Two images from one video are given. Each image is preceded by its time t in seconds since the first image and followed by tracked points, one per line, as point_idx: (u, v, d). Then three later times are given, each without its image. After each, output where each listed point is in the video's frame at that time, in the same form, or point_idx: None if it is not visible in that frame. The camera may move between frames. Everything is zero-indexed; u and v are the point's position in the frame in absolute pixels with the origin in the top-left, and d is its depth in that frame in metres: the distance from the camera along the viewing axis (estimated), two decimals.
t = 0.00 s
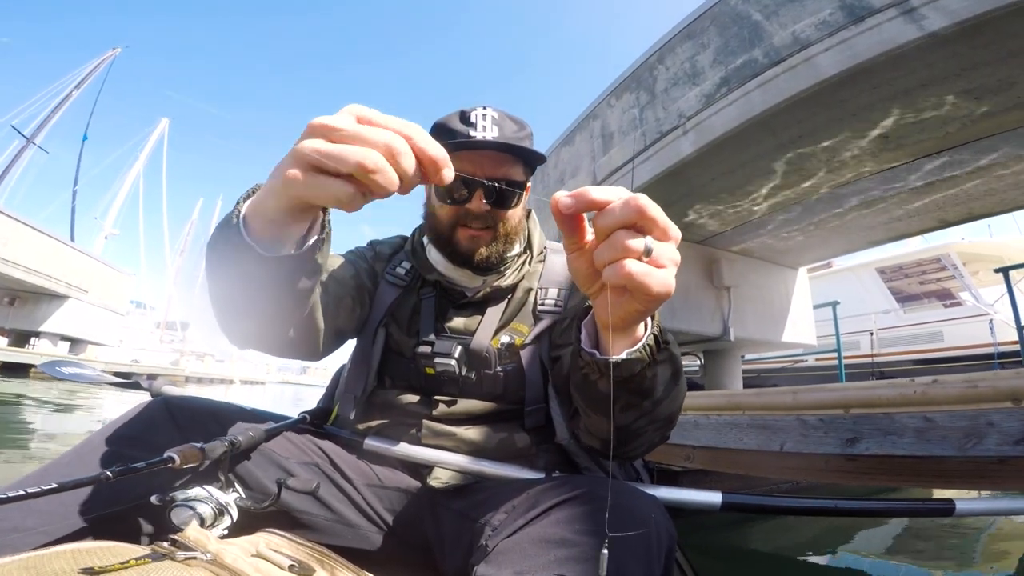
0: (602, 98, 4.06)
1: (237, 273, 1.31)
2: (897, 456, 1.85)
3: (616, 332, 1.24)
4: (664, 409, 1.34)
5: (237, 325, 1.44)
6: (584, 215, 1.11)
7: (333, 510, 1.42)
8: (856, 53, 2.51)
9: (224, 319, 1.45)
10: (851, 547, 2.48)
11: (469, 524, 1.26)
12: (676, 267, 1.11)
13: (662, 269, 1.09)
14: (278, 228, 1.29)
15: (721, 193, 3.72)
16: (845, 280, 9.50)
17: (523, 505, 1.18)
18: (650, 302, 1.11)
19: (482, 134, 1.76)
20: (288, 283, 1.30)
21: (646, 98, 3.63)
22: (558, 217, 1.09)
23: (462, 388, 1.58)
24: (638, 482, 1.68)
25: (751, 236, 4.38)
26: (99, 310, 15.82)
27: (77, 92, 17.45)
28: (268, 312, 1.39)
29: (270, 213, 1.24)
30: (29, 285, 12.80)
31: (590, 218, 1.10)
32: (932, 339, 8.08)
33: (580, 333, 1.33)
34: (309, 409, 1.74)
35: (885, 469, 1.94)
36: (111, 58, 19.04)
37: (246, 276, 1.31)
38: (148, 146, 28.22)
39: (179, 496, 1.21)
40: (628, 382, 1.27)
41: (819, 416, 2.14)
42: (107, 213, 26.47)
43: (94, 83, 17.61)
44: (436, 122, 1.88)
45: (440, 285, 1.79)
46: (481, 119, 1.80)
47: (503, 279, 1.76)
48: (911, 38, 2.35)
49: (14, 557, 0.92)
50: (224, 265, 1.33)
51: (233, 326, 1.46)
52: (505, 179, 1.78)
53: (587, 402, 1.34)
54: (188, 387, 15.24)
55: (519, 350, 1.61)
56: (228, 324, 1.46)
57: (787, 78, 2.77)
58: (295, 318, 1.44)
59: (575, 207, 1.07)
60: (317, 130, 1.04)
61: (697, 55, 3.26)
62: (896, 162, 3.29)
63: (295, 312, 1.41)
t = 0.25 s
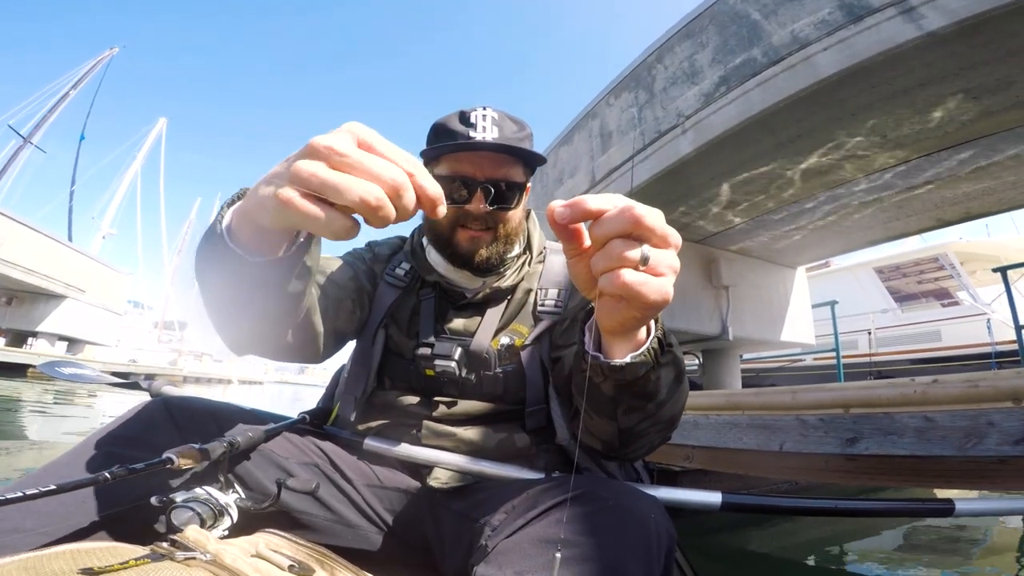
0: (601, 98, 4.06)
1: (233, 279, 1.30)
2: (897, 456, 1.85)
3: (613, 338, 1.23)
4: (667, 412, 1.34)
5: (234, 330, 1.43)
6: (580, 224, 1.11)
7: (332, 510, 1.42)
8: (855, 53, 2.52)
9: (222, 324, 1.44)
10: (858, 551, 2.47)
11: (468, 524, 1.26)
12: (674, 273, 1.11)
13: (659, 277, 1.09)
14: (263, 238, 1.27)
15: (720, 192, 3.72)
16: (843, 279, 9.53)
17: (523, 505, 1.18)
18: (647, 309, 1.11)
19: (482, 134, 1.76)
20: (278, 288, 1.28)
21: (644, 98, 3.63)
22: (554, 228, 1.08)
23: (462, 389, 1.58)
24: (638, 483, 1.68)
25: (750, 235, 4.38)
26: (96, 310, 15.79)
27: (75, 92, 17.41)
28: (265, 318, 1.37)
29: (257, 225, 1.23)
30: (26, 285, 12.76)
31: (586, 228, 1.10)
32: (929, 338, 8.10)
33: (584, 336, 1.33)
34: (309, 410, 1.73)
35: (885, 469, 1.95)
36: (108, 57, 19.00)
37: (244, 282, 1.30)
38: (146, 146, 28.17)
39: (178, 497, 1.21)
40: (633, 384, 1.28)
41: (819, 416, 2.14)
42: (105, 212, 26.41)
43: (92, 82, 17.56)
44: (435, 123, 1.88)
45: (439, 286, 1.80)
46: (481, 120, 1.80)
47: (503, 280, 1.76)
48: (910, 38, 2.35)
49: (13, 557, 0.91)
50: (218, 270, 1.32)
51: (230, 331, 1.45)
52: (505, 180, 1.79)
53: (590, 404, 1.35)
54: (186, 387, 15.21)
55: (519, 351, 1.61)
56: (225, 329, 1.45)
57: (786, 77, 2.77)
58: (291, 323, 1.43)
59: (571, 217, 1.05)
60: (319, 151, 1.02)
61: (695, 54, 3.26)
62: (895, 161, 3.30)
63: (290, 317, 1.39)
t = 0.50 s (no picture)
0: (601, 97, 4.06)
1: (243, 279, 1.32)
2: (898, 457, 1.85)
3: (622, 342, 1.24)
4: (670, 413, 1.34)
5: (236, 329, 1.43)
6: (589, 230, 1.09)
7: (331, 509, 1.42)
8: (855, 53, 2.52)
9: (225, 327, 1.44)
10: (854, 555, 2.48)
11: (467, 523, 1.26)
12: (684, 278, 1.12)
13: (670, 282, 1.10)
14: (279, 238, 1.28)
15: (720, 192, 3.72)
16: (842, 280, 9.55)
17: (522, 505, 1.17)
18: (658, 315, 1.12)
19: (483, 134, 1.75)
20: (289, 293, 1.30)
21: (644, 97, 3.63)
22: (564, 234, 1.07)
23: (462, 388, 1.58)
24: (638, 483, 1.68)
25: (750, 236, 4.39)
26: (94, 308, 15.75)
27: (75, 89, 17.39)
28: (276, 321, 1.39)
29: (267, 225, 1.25)
30: (24, 283, 12.73)
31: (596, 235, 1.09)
32: (927, 339, 8.11)
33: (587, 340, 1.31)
34: (308, 408, 1.74)
35: (886, 470, 1.95)
36: (107, 55, 18.95)
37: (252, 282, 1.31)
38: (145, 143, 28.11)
39: (177, 496, 1.21)
40: (637, 387, 1.27)
41: (819, 416, 2.14)
42: (103, 210, 26.37)
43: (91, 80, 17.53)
44: (437, 121, 1.87)
45: (440, 286, 1.80)
46: (483, 119, 1.79)
47: (504, 280, 1.76)
48: (911, 38, 2.36)
49: (11, 556, 0.91)
50: (225, 270, 1.33)
51: (236, 335, 1.45)
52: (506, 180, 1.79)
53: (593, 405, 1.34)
54: (184, 385, 15.18)
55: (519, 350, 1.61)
56: (229, 331, 1.45)
57: (787, 77, 2.77)
58: (299, 326, 1.45)
59: (582, 224, 1.04)
60: (293, 125, 1.05)
61: (696, 54, 3.26)
62: (896, 162, 3.30)
63: (296, 321, 1.41)
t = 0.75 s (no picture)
0: (600, 97, 4.06)
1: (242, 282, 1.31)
2: (899, 456, 1.85)
3: (621, 338, 1.24)
4: (670, 410, 1.34)
5: (236, 330, 1.43)
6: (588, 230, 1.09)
7: (331, 508, 1.42)
8: (856, 52, 2.52)
9: (225, 328, 1.44)
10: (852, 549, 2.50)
11: (467, 523, 1.26)
12: (685, 273, 1.11)
13: (670, 278, 1.10)
14: (274, 240, 1.29)
15: (720, 192, 3.72)
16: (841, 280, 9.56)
17: (522, 504, 1.17)
18: (659, 311, 1.12)
19: (483, 134, 1.75)
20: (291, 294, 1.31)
21: (644, 97, 3.64)
22: (563, 234, 1.06)
23: (462, 387, 1.57)
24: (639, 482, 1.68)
25: (750, 235, 4.39)
26: (93, 308, 15.72)
27: (73, 88, 17.36)
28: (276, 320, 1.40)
29: (262, 230, 1.27)
30: (22, 282, 12.70)
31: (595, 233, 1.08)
32: (926, 339, 8.13)
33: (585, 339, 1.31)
34: (308, 407, 1.73)
35: (887, 470, 1.95)
36: (105, 54, 18.91)
37: (252, 283, 1.31)
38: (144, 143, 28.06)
39: (176, 494, 1.20)
40: (637, 384, 1.27)
41: (820, 416, 2.15)
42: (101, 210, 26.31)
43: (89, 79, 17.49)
44: (438, 120, 1.87)
45: (439, 284, 1.79)
46: (483, 119, 1.79)
47: (504, 279, 1.76)
48: (911, 37, 2.36)
49: (10, 556, 0.90)
50: (224, 270, 1.33)
51: (235, 335, 1.45)
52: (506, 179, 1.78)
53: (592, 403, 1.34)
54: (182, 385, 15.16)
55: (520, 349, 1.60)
56: (228, 332, 1.45)
57: (787, 76, 2.77)
58: (298, 326, 1.45)
59: (580, 223, 1.04)
60: (281, 128, 1.06)
61: (696, 53, 3.26)
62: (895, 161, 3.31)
63: (296, 321, 1.41)
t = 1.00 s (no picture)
0: (598, 96, 4.07)
1: (239, 281, 1.31)
2: (901, 455, 1.85)
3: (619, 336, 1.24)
4: (669, 408, 1.34)
5: (233, 330, 1.43)
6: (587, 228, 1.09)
7: (331, 507, 1.41)
8: (854, 50, 2.52)
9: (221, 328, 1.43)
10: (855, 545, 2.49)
11: (467, 522, 1.26)
12: (684, 271, 1.11)
13: (669, 276, 1.09)
14: (270, 241, 1.28)
15: (719, 190, 3.72)
16: (839, 279, 9.60)
17: (522, 504, 1.17)
18: (657, 309, 1.12)
19: (481, 133, 1.74)
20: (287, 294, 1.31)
21: (642, 96, 3.64)
22: (561, 232, 1.06)
23: (461, 386, 1.57)
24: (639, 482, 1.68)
25: (749, 234, 4.39)
26: (91, 309, 15.69)
27: (71, 90, 17.32)
28: (274, 320, 1.40)
29: (259, 231, 1.26)
30: (20, 284, 12.67)
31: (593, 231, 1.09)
32: (924, 337, 8.15)
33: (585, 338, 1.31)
34: (307, 407, 1.72)
35: (890, 468, 1.95)
36: (103, 56, 18.86)
37: (250, 282, 1.30)
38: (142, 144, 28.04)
39: (176, 494, 1.20)
40: (636, 383, 1.27)
41: (822, 415, 2.15)
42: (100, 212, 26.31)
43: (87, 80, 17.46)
44: (435, 121, 1.86)
45: (438, 283, 1.79)
46: (479, 118, 1.79)
47: (503, 278, 1.76)
48: (909, 35, 2.36)
49: (10, 556, 0.90)
50: (221, 271, 1.32)
51: (232, 335, 1.45)
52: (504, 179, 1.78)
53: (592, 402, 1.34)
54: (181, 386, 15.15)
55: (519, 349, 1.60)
56: (226, 331, 1.44)
57: (786, 75, 2.77)
58: (296, 326, 1.45)
59: (579, 221, 1.04)
60: (276, 130, 1.05)
61: (694, 52, 3.26)
62: (894, 159, 3.31)
63: (294, 320, 1.42)
